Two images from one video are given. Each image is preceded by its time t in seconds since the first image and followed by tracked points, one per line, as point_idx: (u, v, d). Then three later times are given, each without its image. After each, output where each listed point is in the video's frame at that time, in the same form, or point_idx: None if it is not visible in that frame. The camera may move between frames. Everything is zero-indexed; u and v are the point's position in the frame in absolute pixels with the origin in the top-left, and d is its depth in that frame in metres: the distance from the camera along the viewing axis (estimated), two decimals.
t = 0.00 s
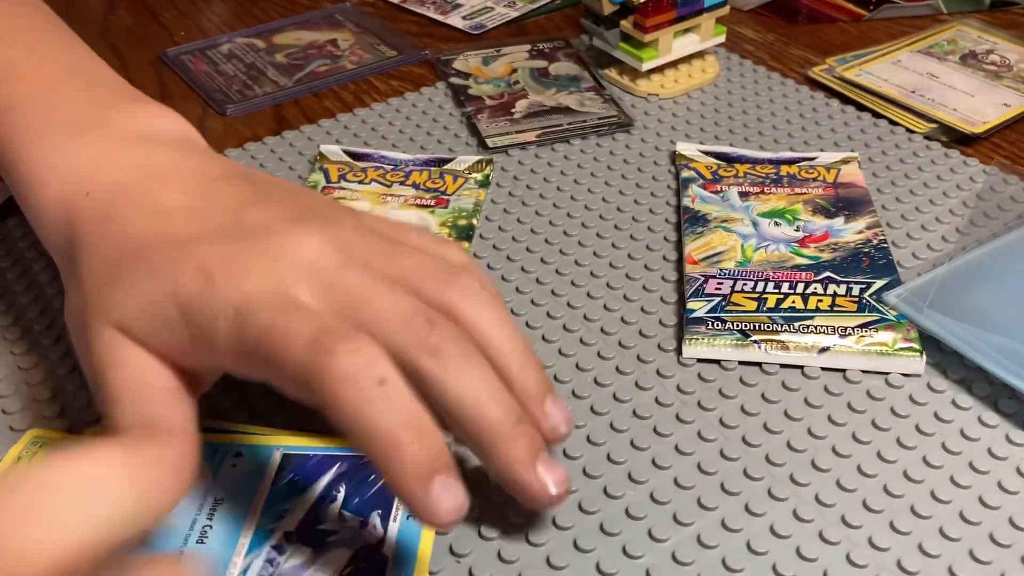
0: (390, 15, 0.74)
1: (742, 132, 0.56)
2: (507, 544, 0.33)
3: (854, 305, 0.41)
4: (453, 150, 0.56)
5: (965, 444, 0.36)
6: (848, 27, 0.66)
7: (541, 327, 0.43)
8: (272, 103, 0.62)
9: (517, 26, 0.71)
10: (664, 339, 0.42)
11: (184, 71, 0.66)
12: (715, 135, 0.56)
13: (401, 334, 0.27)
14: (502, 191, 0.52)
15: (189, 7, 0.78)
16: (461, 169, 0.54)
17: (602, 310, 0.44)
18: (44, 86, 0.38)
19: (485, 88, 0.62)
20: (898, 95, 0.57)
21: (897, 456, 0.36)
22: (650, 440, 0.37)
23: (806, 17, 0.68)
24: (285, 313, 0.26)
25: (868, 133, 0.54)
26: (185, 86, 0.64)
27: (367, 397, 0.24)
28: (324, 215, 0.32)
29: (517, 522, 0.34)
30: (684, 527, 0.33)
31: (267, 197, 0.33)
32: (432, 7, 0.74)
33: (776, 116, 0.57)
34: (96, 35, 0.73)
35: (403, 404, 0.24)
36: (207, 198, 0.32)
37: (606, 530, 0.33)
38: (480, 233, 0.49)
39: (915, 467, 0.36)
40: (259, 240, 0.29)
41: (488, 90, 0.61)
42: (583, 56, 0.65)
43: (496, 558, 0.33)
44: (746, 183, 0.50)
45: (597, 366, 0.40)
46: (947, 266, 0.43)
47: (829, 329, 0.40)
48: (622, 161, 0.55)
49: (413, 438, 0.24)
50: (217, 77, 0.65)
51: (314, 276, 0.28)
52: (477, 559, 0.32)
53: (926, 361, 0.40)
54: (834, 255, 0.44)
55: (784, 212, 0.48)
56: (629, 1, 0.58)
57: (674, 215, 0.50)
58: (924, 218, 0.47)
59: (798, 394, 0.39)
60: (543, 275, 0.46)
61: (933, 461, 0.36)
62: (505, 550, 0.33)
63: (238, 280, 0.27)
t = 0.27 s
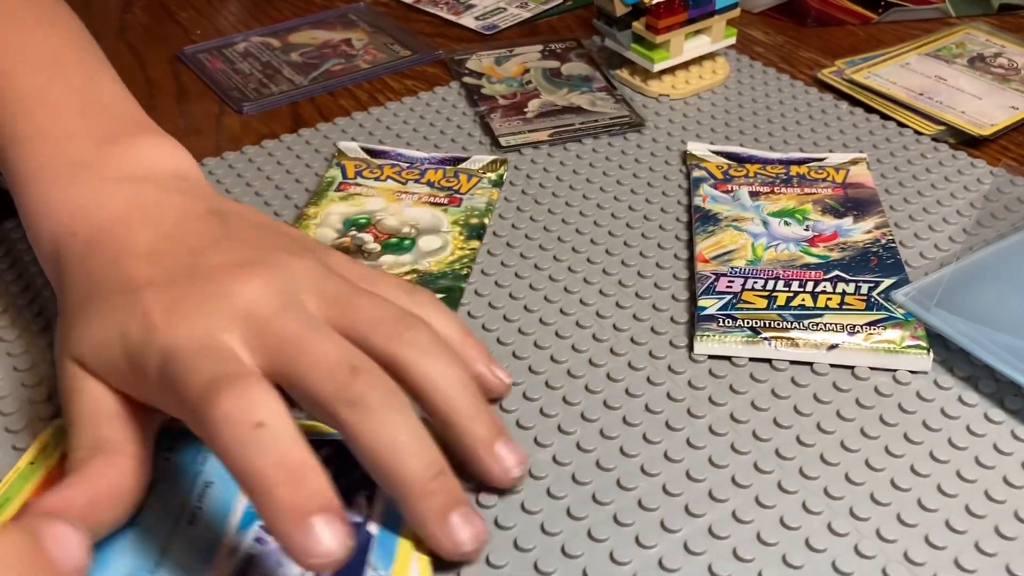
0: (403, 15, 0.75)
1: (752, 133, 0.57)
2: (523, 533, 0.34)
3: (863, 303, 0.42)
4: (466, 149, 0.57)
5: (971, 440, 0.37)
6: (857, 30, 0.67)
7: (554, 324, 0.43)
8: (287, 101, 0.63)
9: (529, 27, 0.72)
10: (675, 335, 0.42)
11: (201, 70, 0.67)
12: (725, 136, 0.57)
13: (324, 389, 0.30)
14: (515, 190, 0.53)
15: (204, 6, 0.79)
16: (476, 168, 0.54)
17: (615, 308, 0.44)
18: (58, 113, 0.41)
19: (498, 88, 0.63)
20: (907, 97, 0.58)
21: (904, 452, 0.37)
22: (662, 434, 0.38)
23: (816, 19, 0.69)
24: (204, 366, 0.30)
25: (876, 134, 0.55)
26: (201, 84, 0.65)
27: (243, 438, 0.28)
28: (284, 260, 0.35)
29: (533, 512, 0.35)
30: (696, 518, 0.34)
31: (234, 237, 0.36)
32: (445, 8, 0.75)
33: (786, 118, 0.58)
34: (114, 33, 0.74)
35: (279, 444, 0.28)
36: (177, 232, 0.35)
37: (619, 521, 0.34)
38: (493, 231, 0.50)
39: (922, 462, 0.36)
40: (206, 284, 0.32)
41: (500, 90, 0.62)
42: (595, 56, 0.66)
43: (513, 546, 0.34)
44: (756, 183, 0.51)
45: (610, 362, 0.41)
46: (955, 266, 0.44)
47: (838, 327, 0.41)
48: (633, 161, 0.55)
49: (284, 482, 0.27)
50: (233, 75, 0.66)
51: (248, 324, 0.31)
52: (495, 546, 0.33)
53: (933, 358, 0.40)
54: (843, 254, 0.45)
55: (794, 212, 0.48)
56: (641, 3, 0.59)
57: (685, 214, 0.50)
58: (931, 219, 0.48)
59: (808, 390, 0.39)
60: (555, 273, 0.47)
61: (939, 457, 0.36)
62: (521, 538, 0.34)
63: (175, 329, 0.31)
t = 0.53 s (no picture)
0: (425, 25, 0.78)
1: (757, 140, 0.60)
2: (543, 504, 0.37)
3: (858, 299, 0.45)
4: (487, 153, 0.61)
5: (956, 424, 0.40)
6: (859, 42, 0.70)
7: (571, 315, 0.47)
8: (317, 106, 0.67)
9: (545, 37, 0.75)
10: (684, 327, 0.46)
11: (234, 76, 0.71)
12: (731, 142, 0.60)
13: (280, 352, 0.34)
14: (534, 191, 0.57)
15: (234, 14, 0.82)
16: (498, 176, 0.58)
17: (627, 301, 0.48)
18: (72, 94, 0.45)
19: (516, 95, 0.66)
20: (904, 106, 0.61)
21: (894, 434, 0.40)
22: (671, 415, 0.41)
23: (819, 31, 0.72)
24: (174, 323, 0.34)
25: (874, 142, 0.59)
26: (236, 88, 0.69)
27: (203, 402, 0.31)
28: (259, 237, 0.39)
29: (552, 485, 0.38)
30: (702, 491, 0.37)
31: (215, 212, 0.40)
32: (465, 18, 0.79)
33: (789, 125, 0.61)
34: (150, 39, 0.77)
35: (232, 411, 0.31)
36: (165, 203, 0.40)
37: (631, 493, 0.37)
38: (512, 230, 0.53)
39: (910, 443, 0.39)
40: (182, 252, 0.37)
41: (519, 97, 0.66)
42: (608, 66, 0.69)
43: (534, 514, 0.37)
44: (760, 187, 0.54)
45: (624, 351, 0.44)
46: (944, 265, 0.47)
47: (835, 321, 0.44)
48: (645, 166, 0.59)
49: (236, 442, 0.31)
50: (266, 82, 0.69)
51: (219, 292, 0.35)
52: (519, 516, 0.37)
53: (923, 350, 0.44)
54: (841, 254, 0.48)
55: (795, 214, 0.52)
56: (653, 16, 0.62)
57: (693, 216, 0.54)
58: (925, 221, 0.51)
59: (806, 378, 0.43)
60: (572, 269, 0.50)
61: (926, 438, 0.40)
62: (542, 508, 0.37)
63: (154, 285, 0.35)
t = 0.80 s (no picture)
0: (443, 31, 0.82)
1: (760, 143, 0.63)
2: (559, 477, 0.40)
3: (853, 292, 0.48)
4: (503, 154, 0.64)
5: (943, 408, 0.43)
6: (859, 50, 0.73)
7: (584, 306, 0.50)
8: (341, 109, 0.70)
9: (558, 44, 0.79)
10: (689, 318, 0.49)
11: (262, 79, 0.74)
12: (735, 145, 0.63)
13: (315, 330, 0.35)
14: (548, 191, 0.60)
15: (259, 20, 0.86)
16: (514, 175, 0.61)
17: (637, 293, 0.51)
18: (109, 64, 0.47)
19: (531, 99, 0.69)
20: (901, 112, 0.64)
21: (884, 416, 0.43)
22: (677, 398, 0.44)
23: (821, 40, 0.75)
24: (221, 295, 0.34)
25: (872, 146, 0.62)
26: (264, 92, 0.72)
27: (267, 387, 0.33)
28: (287, 209, 0.40)
29: (566, 460, 0.41)
30: (705, 467, 0.41)
31: (247, 182, 0.41)
32: (481, 25, 0.82)
33: (790, 130, 0.64)
34: (179, 44, 0.81)
35: (292, 396, 0.33)
36: (196, 174, 0.40)
37: (641, 467, 0.41)
38: (528, 226, 0.57)
39: (899, 425, 0.43)
40: (214, 220, 0.37)
41: (533, 101, 0.69)
42: (618, 72, 0.72)
43: (550, 486, 0.40)
44: (763, 187, 0.58)
45: (632, 339, 0.48)
46: (935, 260, 0.50)
47: (831, 312, 0.48)
48: (653, 167, 0.62)
49: (294, 426, 0.33)
50: (292, 85, 0.73)
51: (254, 261, 0.36)
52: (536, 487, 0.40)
53: (913, 339, 0.47)
54: (838, 250, 0.51)
55: (795, 213, 0.55)
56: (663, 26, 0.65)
57: (699, 214, 0.57)
58: (918, 221, 0.54)
59: (803, 365, 0.46)
60: (584, 263, 0.53)
61: (915, 421, 0.43)
62: (557, 480, 0.40)
63: (188, 249, 0.35)
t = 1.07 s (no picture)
0: (457, 21, 0.84)
1: (764, 129, 0.65)
2: (569, 436, 0.42)
3: (851, 268, 0.51)
4: (515, 137, 0.66)
5: (935, 376, 0.46)
6: (861, 41, 0.75)
7: (593, 281, 0.52)
8: (358, 94, 0.72)
9: (568, 33, 0.81)
10: (693, 291, 0.51)
11: (282, 66, 0.76)
12: (740, 131, 0.65)
13: (369, 295, 0.37)
14: (558, 172, 0.62)
15: (278, 9, 0.88)
16: (526, 157, 0.63)
17: (643, 269, 0.53)
18: (169, 58, 0.51)
19: (542, 86, 0.72)
20: (900, 100, 0.66)
21: (879, 383, 0.45)
22: (682, 365, 0.46)
23: (824, 31, 0.77)
24: (289, 264, 0.37)
25: (872, 131, 0.64)
26: (284, 78, 0.75)
27: (338, 357, 0.35)
28: (338, 188, 0.43)
29: (576, 420, 0.43)
30: (707, 428, 0.43)
31: (295, 163, 0.45)
32: (494, 15, 0.84)
33: (793, 116, 0.66)
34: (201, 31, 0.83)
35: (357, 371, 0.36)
36: (250, 154, 0.44)
37: (646, 428, 0.43)
38: (539, 206, 0.59)
39: (893, 391, 0.45)
40: (273, 194, 0.40)
41: (545, 88, 0.71)
42: (627, 60, 0.75)
43: (560, 443, 0.42)
44: (766, 169, 0.60)
45: (639, 311, 0.50)
46: (930, 239, 0.52)
47: (829, 286, 0.50)
48: (660, 150, 0.64)
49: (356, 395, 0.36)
50: (311, 72, 0.75)
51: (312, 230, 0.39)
52: (547, 444, 0.42)
53: (907, 312, 0.49)
54: (837, 229, 0.54)
55: (797, 194, 0.57)
56: (671, 14, 0.68)
57: (704, 194, 0.59)
58: (915, 202, 0.56)
59: (802, 335, 0.48)
60: (593, 241, 0.56)
61: (908, 388, 0.45)
62: (567, 439, 0.42)
63: (252, 219, 0.38)
